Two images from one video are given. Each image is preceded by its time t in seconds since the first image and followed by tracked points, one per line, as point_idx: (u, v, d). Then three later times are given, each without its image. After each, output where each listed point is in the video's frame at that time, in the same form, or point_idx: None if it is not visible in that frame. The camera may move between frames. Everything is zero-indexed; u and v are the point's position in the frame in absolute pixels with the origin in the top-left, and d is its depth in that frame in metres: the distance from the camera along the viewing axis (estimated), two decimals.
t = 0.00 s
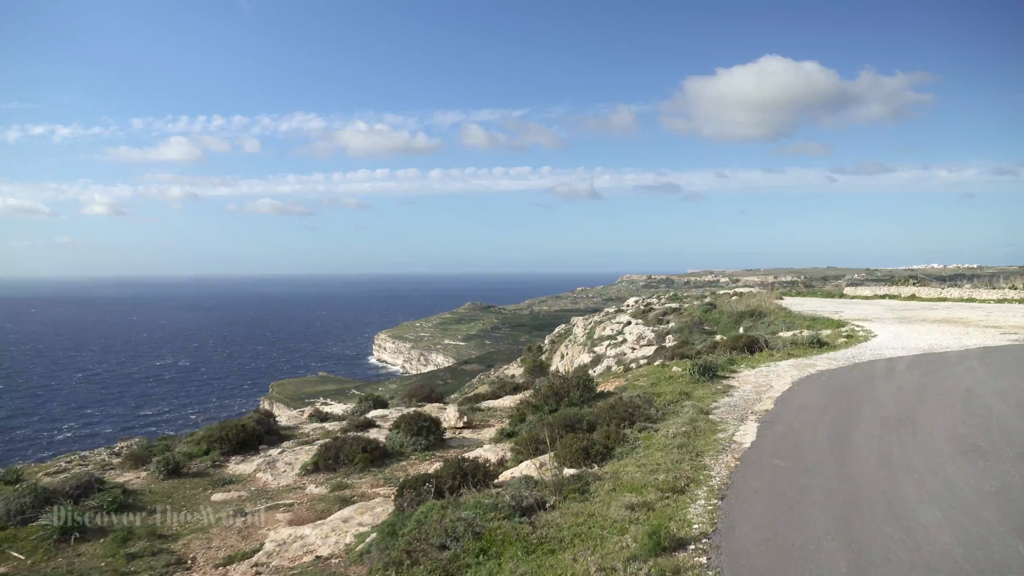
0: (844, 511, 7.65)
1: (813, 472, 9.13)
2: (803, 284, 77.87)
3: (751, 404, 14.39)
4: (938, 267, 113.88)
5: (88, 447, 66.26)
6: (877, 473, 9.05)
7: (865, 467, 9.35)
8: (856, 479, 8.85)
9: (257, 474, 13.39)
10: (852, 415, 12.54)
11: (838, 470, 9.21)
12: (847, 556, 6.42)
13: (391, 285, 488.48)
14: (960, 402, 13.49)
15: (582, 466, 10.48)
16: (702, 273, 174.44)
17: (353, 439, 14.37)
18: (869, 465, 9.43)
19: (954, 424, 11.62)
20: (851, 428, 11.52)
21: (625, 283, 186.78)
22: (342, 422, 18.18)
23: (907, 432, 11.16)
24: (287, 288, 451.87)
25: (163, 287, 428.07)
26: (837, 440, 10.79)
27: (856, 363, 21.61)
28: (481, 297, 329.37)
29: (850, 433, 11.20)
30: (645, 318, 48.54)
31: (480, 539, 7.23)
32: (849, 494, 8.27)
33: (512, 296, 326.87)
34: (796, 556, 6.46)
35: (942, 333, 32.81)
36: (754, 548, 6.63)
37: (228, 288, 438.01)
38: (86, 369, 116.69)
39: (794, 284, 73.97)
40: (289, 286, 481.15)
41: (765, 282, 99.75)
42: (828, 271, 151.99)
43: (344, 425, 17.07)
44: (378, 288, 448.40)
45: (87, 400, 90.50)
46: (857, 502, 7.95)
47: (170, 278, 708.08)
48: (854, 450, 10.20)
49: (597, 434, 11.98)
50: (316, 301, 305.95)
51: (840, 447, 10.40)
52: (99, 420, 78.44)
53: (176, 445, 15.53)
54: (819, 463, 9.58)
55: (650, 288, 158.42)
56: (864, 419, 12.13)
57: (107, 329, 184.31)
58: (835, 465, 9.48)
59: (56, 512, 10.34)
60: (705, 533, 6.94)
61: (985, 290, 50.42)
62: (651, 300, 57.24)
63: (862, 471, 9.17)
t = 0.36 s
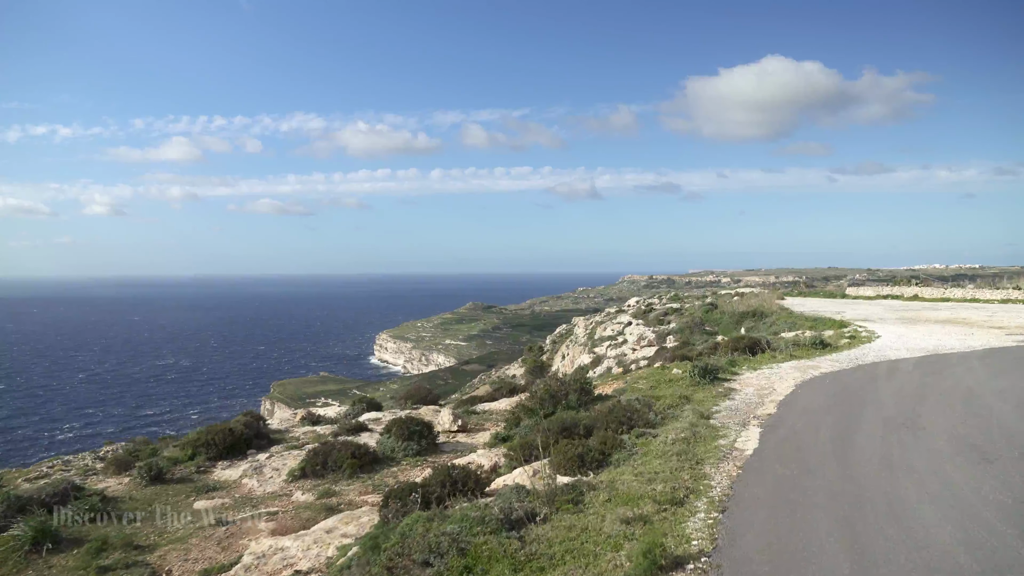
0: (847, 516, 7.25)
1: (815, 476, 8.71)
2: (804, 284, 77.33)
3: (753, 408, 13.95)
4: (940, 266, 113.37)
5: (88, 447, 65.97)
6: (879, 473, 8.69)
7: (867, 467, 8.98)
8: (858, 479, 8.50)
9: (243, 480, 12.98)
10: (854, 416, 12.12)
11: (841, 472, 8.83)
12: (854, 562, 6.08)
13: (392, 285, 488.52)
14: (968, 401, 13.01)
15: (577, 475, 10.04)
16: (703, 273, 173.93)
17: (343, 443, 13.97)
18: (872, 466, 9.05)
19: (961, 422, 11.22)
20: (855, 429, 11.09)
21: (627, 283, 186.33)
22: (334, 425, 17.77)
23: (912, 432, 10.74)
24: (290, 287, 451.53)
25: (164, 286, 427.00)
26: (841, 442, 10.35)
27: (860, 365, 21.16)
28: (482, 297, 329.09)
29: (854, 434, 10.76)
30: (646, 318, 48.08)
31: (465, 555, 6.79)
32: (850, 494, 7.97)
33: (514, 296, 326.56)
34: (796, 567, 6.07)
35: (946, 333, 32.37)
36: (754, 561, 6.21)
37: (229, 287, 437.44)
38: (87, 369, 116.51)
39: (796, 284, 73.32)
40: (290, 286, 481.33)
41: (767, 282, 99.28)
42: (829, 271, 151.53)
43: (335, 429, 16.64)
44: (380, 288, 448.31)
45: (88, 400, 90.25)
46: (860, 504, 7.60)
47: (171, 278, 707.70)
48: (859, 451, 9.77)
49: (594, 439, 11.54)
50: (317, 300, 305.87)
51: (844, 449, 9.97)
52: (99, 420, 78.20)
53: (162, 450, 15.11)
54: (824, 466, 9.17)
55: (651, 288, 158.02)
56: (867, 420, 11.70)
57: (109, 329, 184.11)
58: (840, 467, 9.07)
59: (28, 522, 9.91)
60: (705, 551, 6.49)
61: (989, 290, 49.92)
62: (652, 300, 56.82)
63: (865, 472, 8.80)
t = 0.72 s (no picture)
0: (852, 523, 6.87)
1: (819, 479, 8.34)
2: (806, 283, 76.68)
3: (756, 411, 13.46)
4: (942, 266, 112.76)
5: (87, 447, 65.68)
6: (883, 474, 8.40)
7: (870, 468, 8.66)
8: (862, 481, 8.16)
9: (228, 486, 12.57)
10: (859, 416, 11.74)
11: (844, 473, 8.49)
12: (863, 575, 5.70)
13: (394, 285, 488.03)
14: (975, 400, 12.63)
15: (572, 482, 9.61)
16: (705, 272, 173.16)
17: (332, 448, 13.55)
18: (877, 468, 8.69)
19: (968, 421, 10.86)
20: (858, 429, 10.73)
21: (628, 283, 185.58)
22: (326, 427, 17.35)
23: (917, 433, 10.38)
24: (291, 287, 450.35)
25: (166, 286, 426.90)
26: (845, 442, 9.99)
27: (866, 365, 20.64)
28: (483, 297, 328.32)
29: (858, 435, 10.39)
30: (647, 318, 47.59)
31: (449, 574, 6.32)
32: (855, 497, 7.63)
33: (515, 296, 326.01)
34: None
35: (950, 334, 31.85)
36: None
37: (231, 287, 438.43)
38: (88, 369, 116.31)
39: (797, 284, 72.83)
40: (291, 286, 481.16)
41: (769, 282, 98.68)
42: (831, 271, 150.74)
43: (326, 432, 16.25)
44: (381, 288, 447.26)
45: (89, 400, 89.98)
46: (864, 508, 7.29)
47: (172, 278, 707.23)
48: (863, 452, 9.41)
49: (591, 445, 11.07)
50: (318, 301, 305.49)
51: (848, 451, 9.60)
52: (99, 420, 77.91)
53: (148, 453, 14.70)
54: (828, 468, 8.81)
55: (652, 288, 157.39)
56: (870, 420, 11.34)
57: (111, 329, 183.86)
58: (844, 468, 8.73)
59: None
60: (707, 567, 6.07)
61: (993, 290, 49.38)
62: (653, 300, 56.33)
63: (868, 472, 8.49)
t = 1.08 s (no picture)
0: (869, 547, 6.45)
1: (830, 496, 7.94)
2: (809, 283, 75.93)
3: (759, 414, 13.02)
4: (945, 266, 111.96)
5: (85, 447, 65.35)
6: (900, 493, 7.96)
7: (885, 486, 8.24)
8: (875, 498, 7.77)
9: (213, 491, 12.16)
10: (870, 427, 11.32)
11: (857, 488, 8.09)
12: None
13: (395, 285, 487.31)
14: (991, 411, 12.19)
15: (568, 490, 9.19)
16: (706, 271, 172.41)
17: (320, 452, 13.13)
18: (892, 486, 8.29)
19: (984, 435, 10.45)
20: (872, 442, 10.30)
21: (629, 282, 184.74)
22: (317, 430, 16.94)
23: (934, 447, 9.96)
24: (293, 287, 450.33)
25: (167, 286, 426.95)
26: (858, 457, 9.58)
27: (871, 367, 20.17)
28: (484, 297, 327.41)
29: (871, 449, 9.97)
30: (648, 318, 47.11)
31: None
32: (870, 517, 7.22)
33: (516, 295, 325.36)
34: None
35: (955, 334, 31.34)
36: None
37: (232, 287, 438.39)
38: (88, 369, 116.02)
39: (799, 284, 72.22)
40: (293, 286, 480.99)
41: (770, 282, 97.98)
42: (833, 270, 149.88)
43: (317, 435, 15.82)
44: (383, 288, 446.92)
45: (89, 399, 89.63)
46: (880, 529, 6.88)
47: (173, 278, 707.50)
48: (877, 469, 9.01)
49: (587, 450, 10.63)
50: (320, 300, 305.07)
51: (860, 465, 9.18)
52: (99, 419, 77.53)
53: (132, 457, 14.30)
54: (840, 485, 8.40)
55: (654, 287, 156.63)
56: (883, 432, 10.92)
57: (112, 328, 183.50)
58: (858, 487, 8.32)
59: None
60: None
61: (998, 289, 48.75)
62: (654, 300, 55.82)
63: (883, 491, 8.07)
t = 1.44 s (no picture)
0: (874, 555, 6.09)
1: (831, 499, 7.58)
2: (811, 283, 75.33)
3: (761, 417, 12.56)
4: (948, 266, 111.33)
5: (84, 446, 65.05)
6: (906, 496, 7.57)
7: (890, 489, 7.86)
8: (878, 501, 7.42)
9: (194, 498, 11.74)
10: (874, 427, 10.91)
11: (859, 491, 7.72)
12: None
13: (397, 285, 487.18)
14: (998, 410, 11.74)
15: (560, 499, 8.75)
16: (708, 271, 171.85)
17: (307, 456, 12.73)
18: (894, 487, 7.96)
19: (992, 434, 10.05)
20: (875, 443, 9.89)
21: (630, 282, 184.20)
22: (307, 433, 16.55)
23: (940, 447, 9.58)
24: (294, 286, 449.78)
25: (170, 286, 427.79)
26: (860, 458, 9.21)
27: (875, 367, 19.68)
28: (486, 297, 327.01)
29: (875, 450, 9.57)
30: (648, 318, 46.65)
31: None
32: (874, 522, 6.86)
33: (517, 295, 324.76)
34: None
35: (959, 334, 30.85)
36: None
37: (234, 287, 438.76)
38: (89, 369, 115.95)
39: (801, 284, 71.53)
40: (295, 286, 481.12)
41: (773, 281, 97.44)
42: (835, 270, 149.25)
43: (306, 438, 15.39)
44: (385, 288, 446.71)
45: (89, 399, 89.48)
46: (884, 535, 6.54)
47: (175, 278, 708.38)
48: (881, 470, 8.62)
49: (581, 456, 10.20)
50: (321, 300, 304.98)
51: (861, 465, 8.83)
52: (99, 419, 77.39)
53: (115, 462, 13.91)
54: (842, 486, 8.05)
55: (655, 287, 156.14)
56: (886, 431, 10.52)
57: (114, 328, 183.47)
58: (860, 488, 7.97)
59: None
60: None
61: (1002, 289, 48.19)
62: (655, 300, 55.34)
63: (886, 493, 7.71)
